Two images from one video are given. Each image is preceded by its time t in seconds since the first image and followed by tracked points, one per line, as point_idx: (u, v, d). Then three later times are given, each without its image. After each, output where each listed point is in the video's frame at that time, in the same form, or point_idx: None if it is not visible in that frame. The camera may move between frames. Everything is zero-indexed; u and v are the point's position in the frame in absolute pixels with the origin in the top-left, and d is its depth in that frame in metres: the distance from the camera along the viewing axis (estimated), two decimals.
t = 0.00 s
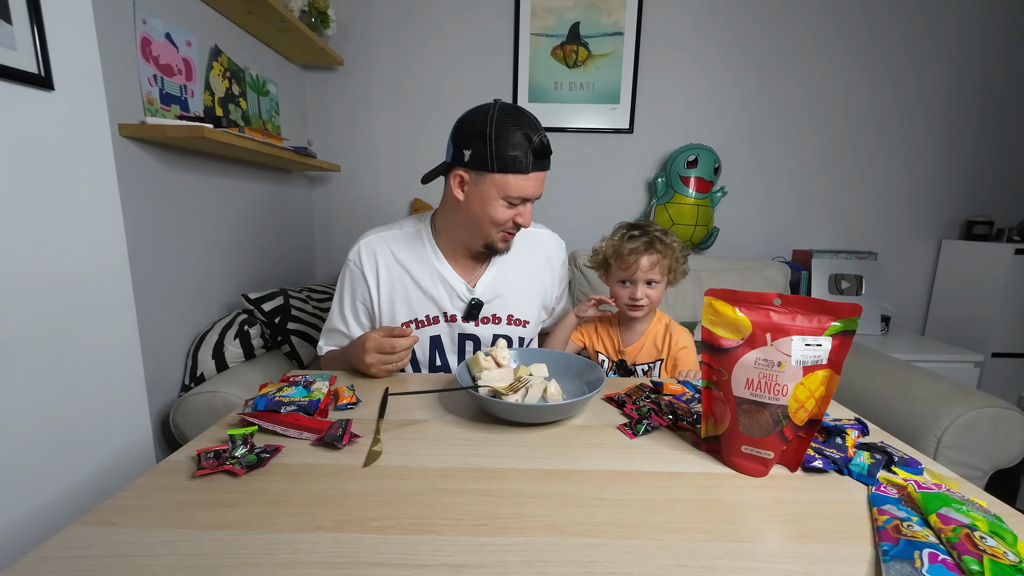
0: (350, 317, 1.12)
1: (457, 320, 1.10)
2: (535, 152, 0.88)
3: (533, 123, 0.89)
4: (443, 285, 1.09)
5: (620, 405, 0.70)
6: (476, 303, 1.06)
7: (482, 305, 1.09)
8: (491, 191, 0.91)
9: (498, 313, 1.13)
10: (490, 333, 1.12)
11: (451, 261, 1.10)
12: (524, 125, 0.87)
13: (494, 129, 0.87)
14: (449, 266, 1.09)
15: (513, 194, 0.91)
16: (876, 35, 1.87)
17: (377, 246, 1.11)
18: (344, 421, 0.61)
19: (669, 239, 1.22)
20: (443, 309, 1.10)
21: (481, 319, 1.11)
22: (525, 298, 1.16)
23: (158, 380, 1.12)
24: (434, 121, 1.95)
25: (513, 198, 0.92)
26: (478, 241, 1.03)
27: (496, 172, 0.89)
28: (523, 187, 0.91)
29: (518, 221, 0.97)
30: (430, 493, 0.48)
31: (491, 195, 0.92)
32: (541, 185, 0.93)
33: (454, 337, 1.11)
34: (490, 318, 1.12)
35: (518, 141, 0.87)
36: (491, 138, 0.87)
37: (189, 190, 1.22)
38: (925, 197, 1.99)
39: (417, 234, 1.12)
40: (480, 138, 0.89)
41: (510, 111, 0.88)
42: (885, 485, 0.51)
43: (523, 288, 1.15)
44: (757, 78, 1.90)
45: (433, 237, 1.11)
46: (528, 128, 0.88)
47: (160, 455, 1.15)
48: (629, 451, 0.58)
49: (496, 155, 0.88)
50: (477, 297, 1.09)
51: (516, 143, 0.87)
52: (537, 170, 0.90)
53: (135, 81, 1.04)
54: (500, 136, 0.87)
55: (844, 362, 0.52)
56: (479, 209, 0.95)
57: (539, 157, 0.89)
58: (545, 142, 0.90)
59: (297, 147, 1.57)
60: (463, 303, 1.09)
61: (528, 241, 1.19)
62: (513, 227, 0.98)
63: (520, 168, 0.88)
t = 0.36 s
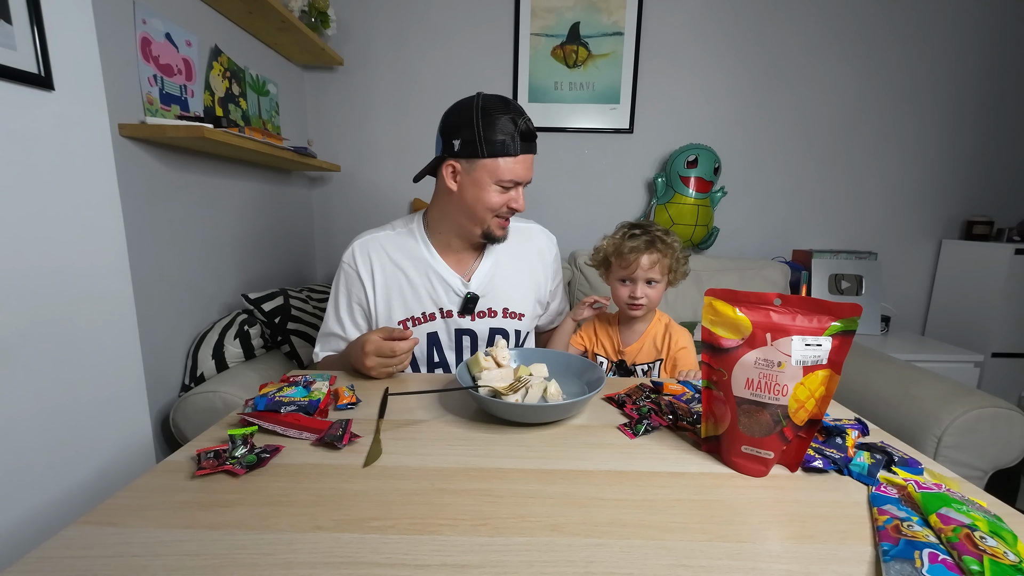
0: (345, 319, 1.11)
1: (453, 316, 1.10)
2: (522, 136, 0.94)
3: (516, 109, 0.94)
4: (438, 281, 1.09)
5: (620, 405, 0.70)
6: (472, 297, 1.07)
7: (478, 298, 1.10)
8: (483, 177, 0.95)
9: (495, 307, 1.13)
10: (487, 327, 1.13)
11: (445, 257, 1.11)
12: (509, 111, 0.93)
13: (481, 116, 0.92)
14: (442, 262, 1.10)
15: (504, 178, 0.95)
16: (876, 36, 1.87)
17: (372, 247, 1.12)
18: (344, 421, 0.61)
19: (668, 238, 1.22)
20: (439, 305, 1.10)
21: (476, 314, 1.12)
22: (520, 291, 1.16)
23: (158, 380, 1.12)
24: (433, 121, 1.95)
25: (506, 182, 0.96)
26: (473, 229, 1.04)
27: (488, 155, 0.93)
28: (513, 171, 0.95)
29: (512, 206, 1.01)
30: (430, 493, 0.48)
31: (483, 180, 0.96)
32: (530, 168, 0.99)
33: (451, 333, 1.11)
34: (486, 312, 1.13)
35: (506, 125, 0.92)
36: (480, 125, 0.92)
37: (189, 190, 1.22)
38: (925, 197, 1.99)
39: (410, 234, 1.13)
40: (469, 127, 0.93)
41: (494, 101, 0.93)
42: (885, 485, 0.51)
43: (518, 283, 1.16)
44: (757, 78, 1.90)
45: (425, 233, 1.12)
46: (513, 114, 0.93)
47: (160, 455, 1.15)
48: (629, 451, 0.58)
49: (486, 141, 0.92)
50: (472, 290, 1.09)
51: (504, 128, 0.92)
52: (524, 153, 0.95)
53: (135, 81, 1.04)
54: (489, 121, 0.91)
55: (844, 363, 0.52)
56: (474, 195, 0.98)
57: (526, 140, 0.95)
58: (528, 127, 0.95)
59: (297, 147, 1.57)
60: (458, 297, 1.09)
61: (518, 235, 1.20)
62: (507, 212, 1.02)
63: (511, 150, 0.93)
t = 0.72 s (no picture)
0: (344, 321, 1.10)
1: (450, 313, 1.10)
2: (519, 136, 0.95)
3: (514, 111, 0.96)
4: (437, 280, 1.09)
5: (620, 405, 0.69)
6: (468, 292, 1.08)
7: (475, 294, 1.10)
8: (480, 176, 0.96)
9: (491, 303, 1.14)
10: (483, 322, 1.13)
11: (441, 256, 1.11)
12: (507, 112, 0.94)
13: (479, 116, 0.93)
14: (439, 261, 1.10)
15: (501, 177, 0.96)
16: (875, 36, 1.87)
17: (370, 248, 1.11)
18: (344, 421, 0.61)
19: (658, 237, 1.20)
20: (437, 303, 1.10)
21: (473, 310, 1.12)
22: (515, 286, 1.17)
23: (157, 380, 1.12)
24: (433, 121, 1.95)
25: (503, 181, 0.97)
26: (469, 228, 1.05)
27: (485, 154, 0.94)
28: (509, 171, 0.96)
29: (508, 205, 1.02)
30: (430, 493, 0.48)
31: (481, 179, 0.96)
32: (527, 168, 0.99)
33: (448, 329, 1.11)
34: (482, 308, 1.13)
35: (502, 126, 0.93)
36: (478, 125, 0.93)
37: (189, 191, 1.22)
38: (925, 197, 1.99)
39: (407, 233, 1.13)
40: (467, 128, 0.94)
41: (492, 102, 0.94)
42: (885, 485, 0.51)
43: (513, 278, 1.17)
44: (756, 78, 1.90)
45: (422, 232, 1.13)
46: (510, 115, 0.94)
47: (160, 455, 1.15)
48: (629, 451, 0.58)
49: (483, 140, 0.93)
50: (468, 286, 1.09)
51: (500, 128, 0.93)
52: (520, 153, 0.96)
53: (135, 81, 1.04)
54: (486, 121, 0.92)
55: (844, 363, 0.52)
56: (471, 195, 0.98)
57: (522, 141, 0.96)
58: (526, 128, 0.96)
59: (297, 147, 1.57)
60: (456, 293, 1.09)
61: (510, 232, 1.21)
62: (503, 211, 1.03)
63: (507, 150, 0.94)
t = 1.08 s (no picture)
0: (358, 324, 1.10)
1: (469, 309, 1.12)
2: (503, 141, 0.92)
3: (503, 116, 0.93)
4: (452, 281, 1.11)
5: (620, 405, 0.69)
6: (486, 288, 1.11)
7: (492, 289, 1.13)
8: (465, 181, 0.96)
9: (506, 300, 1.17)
10: (500, 313, 1.16)
11: (458, 256, 1.13)
12: (492, 117, 0.92)
13: (464, 122, 0.93)
14: (456, 261, 1.12)
15: (482, 182, 0.94)
16: (875, 36, 1.87)
17: (382, 251, 1.11)
18: (344, 420, 0.61)
19: (660, 237, 1.20)
20: (454, 301, 1.12)
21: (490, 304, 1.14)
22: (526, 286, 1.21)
23: (157, 380, 1.12)
24: (433, 121, 1.95)
25: (486, 187, 0.95)
26: (464, 230, 1.06)
27: (466, 161, 0.93)
28: (491, 176, 0.94)
29: (496, 210, 0.99)
30: (429, 493, 0.48)
31: (465, 184, 0.97)
32: (516, 175, 0.96)
33: (468, 323, 1.13)
34: (499, 301, 1.15)
35: (486, 132, 0.91)
36: (463, 131, 0.93)
37: (189, 191, 1.22)
38: (924, 197, 1.99)
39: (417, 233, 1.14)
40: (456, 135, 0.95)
41: (480, 108, 0.93)
42: (885, 485, 0.51)
43: (526, 274, 1.21)
44: (756, 78, 1.90)
45: (433, 232, 1.14)
46: (498, 121, 0.92)
47: (160, 455, 1.15)
48: (628, 451, 0.58)
49: (465, 146, 0.93)
50: (485, 284, 1.13)
51: (482, 133, 0.91)
52: (503, 158, 0.93)
53: (135, 81, 1.04)
54: (472, 126, 0.92)
55: (844, 362, 0.52)
56: (460, 198, 1.00)
57: (509, 147, 0.92)
58: (515, 133, 0.93)
59: (297, 147, 1.57)
60: (474, 291, 1.12)
61: (518, 230, 1.25)
62: (494, 217, 1.01)
63: (488, 157, 0.92)
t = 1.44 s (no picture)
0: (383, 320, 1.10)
1: (484, 308, 1.13)
2: (501, 140, 0.91)
3: (506, 116, 0.93)
4: (473, 276, 1.12)
5: (620, 405, 0.69)
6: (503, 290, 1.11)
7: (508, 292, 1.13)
8: (469, 181, 0.98)
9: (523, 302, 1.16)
10: (516, 317, 1.16)
11: (477, 256, 1.14)
12: (493, 118, 0.92)
13: (468, 125, 0.95)
14: (476, 261, 1.13)
15: (483, 181, 0.95)
16: (875, 36, 1.87)
17: (406, 248, 1.12)
18: (344, 420, 0.61)
19: (663, 237, 1.20)
20: (472, 298, 1.13)
21: (506, 306, 1.15)
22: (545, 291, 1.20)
23: (157, 380, 1.12)
24: (433, 121, 1.95)
25: (485, 186, 0.96)
26: (474, 230, 1.07)
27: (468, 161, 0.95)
28: (490, 174, 0.94)
29: (499, 209, 0.98)
30: (430, 493, 0.48)
31: (469, 184, 0.98)
32: (516, 174, 0.94)
33: (484, 322, 1.14)
34: (513, 304, 1.15)
35: (484, 132, 0.92)
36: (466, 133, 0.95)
37: (189, 191, 1.22)
38: (924, 197, 1.99)
39: (437, 233, 1.15)
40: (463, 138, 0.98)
41: (485, 110, 0.95)
42: (885, 485, 0.51)
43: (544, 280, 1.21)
44: (756, 78, 1.90)
45: (452, 232, 1.15)
46: (497, 120, 0.92)
47: (160, 455, 1.15)
48: (628, 451, 0.58)
49: (467, 147, 0.95)
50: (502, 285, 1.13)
51: (482, 133, 0.92)
52: (501, 157, 0.92)
53: (135, 81, 1.04)
54: (474, 127, 0.94)
55: (844, 363, 0.52)
56: (466, 197, 1.01)
57: (507, 146, 0.92)
58: (515, 132, 0.92)
59: (298, 147, 1.57)
60: (489, 291, 1.13)
61: (537, 236, 1.26)
62: (499, 216, 1.00)
63: (484, 155, 0.92)
